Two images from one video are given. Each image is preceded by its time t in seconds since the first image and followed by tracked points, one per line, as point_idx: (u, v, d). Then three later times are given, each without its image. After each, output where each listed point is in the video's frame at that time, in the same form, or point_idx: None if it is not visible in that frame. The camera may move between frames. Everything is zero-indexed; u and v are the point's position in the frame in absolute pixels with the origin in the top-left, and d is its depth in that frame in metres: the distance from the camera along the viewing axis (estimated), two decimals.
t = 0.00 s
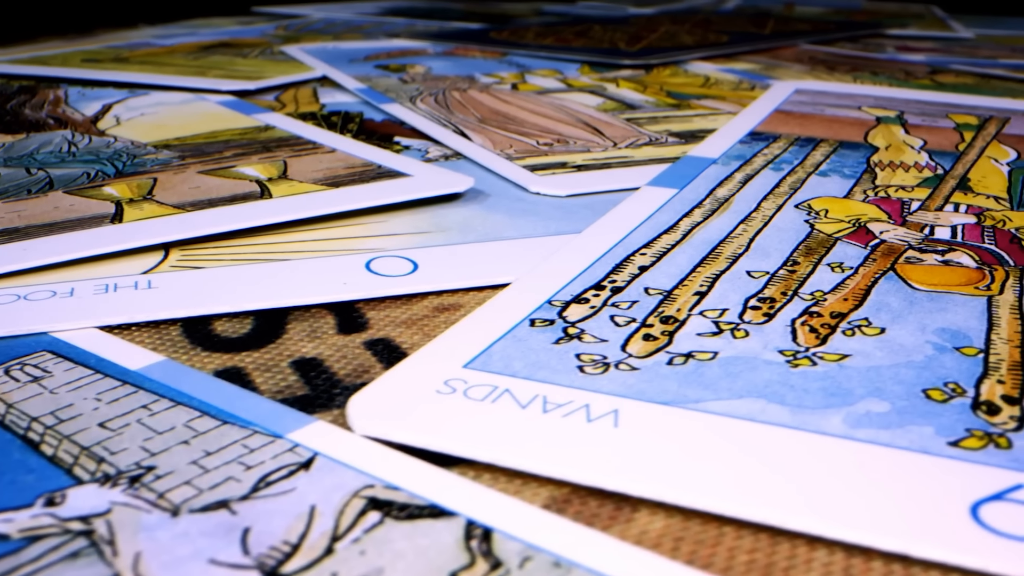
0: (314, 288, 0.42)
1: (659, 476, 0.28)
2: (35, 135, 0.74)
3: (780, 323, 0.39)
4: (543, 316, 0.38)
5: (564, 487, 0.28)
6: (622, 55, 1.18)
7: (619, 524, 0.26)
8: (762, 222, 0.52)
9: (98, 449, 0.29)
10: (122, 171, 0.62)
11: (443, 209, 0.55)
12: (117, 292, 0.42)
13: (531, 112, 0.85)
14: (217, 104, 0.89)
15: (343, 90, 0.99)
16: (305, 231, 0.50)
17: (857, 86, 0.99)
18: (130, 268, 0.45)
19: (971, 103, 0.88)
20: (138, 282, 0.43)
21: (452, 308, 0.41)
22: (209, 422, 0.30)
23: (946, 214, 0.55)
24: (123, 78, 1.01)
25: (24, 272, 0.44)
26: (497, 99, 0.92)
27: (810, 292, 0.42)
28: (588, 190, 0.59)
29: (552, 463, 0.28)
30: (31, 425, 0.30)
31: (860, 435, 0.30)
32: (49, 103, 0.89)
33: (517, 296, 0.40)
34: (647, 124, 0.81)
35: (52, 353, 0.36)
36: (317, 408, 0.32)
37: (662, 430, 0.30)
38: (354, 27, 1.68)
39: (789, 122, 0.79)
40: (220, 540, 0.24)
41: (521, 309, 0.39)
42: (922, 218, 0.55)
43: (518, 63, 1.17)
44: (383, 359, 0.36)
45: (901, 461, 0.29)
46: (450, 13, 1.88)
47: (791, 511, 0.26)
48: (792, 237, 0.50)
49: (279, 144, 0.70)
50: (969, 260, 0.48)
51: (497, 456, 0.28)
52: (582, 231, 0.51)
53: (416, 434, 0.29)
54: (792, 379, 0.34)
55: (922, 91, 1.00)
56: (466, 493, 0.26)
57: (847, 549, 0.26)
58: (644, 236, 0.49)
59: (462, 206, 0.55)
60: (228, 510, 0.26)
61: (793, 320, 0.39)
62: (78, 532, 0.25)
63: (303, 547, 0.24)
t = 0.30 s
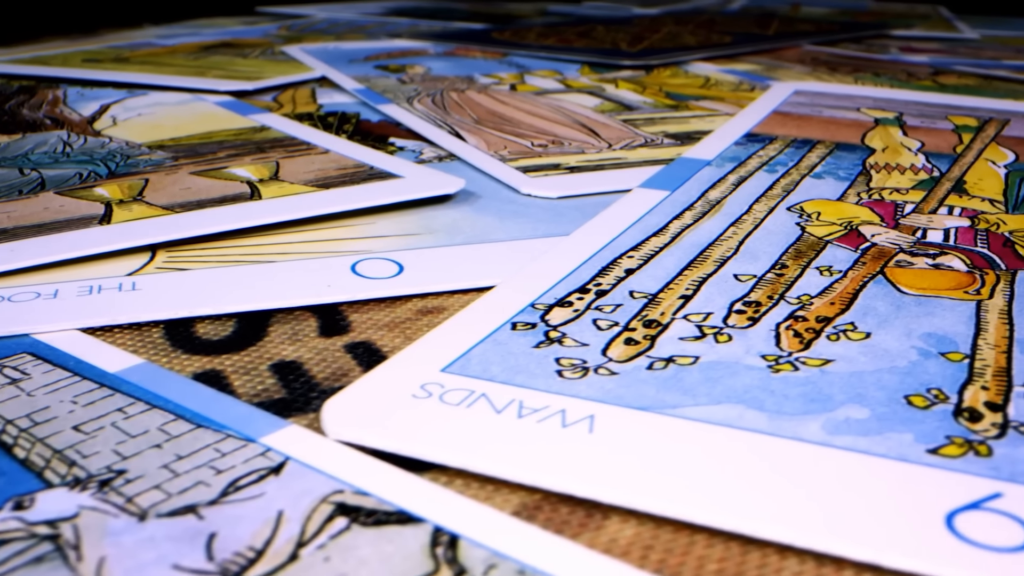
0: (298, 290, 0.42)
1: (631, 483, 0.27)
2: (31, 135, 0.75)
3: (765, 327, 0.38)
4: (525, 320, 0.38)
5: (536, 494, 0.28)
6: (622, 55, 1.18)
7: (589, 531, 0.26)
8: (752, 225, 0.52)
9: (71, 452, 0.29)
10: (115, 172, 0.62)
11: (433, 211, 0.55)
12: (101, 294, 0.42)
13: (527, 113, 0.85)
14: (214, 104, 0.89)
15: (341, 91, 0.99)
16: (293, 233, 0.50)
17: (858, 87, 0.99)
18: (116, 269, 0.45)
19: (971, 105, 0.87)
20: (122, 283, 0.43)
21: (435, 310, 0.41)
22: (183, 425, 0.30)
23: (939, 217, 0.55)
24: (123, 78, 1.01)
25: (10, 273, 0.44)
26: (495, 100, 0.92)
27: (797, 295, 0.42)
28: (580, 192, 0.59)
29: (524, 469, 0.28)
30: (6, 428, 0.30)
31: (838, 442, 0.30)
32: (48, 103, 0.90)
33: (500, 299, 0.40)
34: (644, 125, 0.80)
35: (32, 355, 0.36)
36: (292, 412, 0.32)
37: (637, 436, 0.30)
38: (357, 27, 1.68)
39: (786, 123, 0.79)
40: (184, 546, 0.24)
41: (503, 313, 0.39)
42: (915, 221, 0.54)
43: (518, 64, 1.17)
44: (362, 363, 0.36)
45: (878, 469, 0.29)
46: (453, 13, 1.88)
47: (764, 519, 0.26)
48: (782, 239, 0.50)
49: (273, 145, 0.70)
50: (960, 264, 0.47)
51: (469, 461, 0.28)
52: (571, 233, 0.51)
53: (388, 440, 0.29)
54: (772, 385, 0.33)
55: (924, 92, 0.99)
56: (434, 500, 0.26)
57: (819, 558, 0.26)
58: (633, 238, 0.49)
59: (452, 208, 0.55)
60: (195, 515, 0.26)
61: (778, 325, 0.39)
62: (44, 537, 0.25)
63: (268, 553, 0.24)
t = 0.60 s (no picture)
0: (279, 293, 0.42)
1: (599, 491, 0.27)
2: (27, 135, 0.75)
3: (746, 332, 0.38)
4: (505, 324, 0.38)
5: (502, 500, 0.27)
6: (623, 56, 1.17)
7: (553, 541, 0.26)
8: (742, 227, 0.52)
9: (38, 456, 0.29)
10: (106, 173, 0.62)
11: (421, 213, 0.55)
12: (82, 296, 0.42)
13: (523, 114, 0.85)
14: (211, 104, 0.89)
15: (339, 91, 0.99)
16: (279, 235, 0.50)
17: (858, 88, 0.98)
18: (99, 270, 0.45)
19: (971, 107, 0.87)
20: (104, 285, 0.43)
21: (416, 314, 0.40)
22: (153, 429, 0.30)
23: (932, 220, 0.54)
24: (122, 78, 1.01)
25: None
26: (492, 100, 0.92)
27: (782, 300, 0.42)
28: (570, 194, 0.58)
29: (492, 476, 0.28)
30: None
31: (812, 450, 0.29)
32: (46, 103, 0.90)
33: (481, 303, 0.40)
34: (640, 127, 0.80)
35: (9, 357, 0.36)
36: (264, 416, 0.31)
37: (607, 443, 0.29)
38: (360, 27, 1.68)
39: (783, 125, 0.78)
40: (144, 552, 0.24)
41: (483, 316, 0.39)
42: (907, 224, 0.54)
43: (518, 64, 1.16)
44: (338, 367, 0.36)
45: (851, 478, 0.28)
46: (457, 13, 1.88)
47: (731, 529, 0.26)
48: (770, 243, 0.49)
49: (266, 146, 0.70)
50: (949, 268, 0.47)
51: (437, 468, 0.28)
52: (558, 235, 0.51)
53: (357, 445, 0.29)
54: (749, 391, 0.33)
55: (925, 94, 0.98)
56: (398, 507, 0.26)
57: (786, 568, 0.25)
58: (620, 241, 0.49)
59: (441, 210, 0.55)
60: (157, 520, 0.25)
61: (760, 329, 0.38)
62: (5, 542, 0.25)
63: (227, 560, 0.24)
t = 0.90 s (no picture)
0: (263, 295, 0.42)
1: (570, 498, 0.27)
2: (24, 135, 0.75)
3: (730, 336, 0.38)
4: (487, 327, 0.38)
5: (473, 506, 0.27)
6: (623, 57, 1.17)
7: (522, 548, 0.26)
8: (732, 230, 0.51)
9: (12, 459, 0.29)
10: (99, 173, 0.62)
11: (411, 214, 0.54)
12: (67, 297, 0.42)
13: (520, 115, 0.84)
14: (209, 105, 0.89)
15: (337, 92, 0.99)
16: (267, 236, 0.50)
17: (859, 90, 0.97)
18: (86, 272, 0.45)
19: (972, 108, 0.86)
20: (89, 286, 0.43)
21: (399, 316, 0.40)
22: (128, 432, 0.30)
23: (925, 223, 0.54)
24: (122, 78, 1.01)
25: None
26: (490, 101, 0.91)
27: (768, 303, 0.42)
28: (562, 195, 0.58)
29: (464, 482, 0.27)
30: None
31: (789, 457, 0.29)
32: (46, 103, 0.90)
33: (464, 305, 0.40)
34: (636, 128, 0.80)
35: None
36: (240, 419, 0.31)
37: (582, 449, 0.29)
38: (362, 27, 1.68)
39: (780, 126, 0.78)
40: (110, 557, 0.24)
41: (465, 319, 0.38)
42: (900, 227, 0.53)
43: (519, 65, 1.16)
44: (318, 370, 0.36)
45: (827, 485, 0.28)
46: (460, 13, 1.88)
47: (701, 537, 0.26)
48: (760, 246, 0.49)
49: (260, 147, 0.70)
50: (940, 271, 0.47)
51: (408, 473, 0.28)
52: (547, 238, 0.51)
53: (330, 449, 0.29)
54: (729, 396, 0.33)
55: (927, 95, 0.98)
56: (367, 514, 0.26)
57: None
58: (608, 243, 0.49)
59: (431, 212, 0.55)
60: (125, 524, 0.25)
61: (743, 333, 0.38)
62: None
63: (192, 565, 0.24)
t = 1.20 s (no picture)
0: (247, 297, 0.42)
1: (540, 505, 0.27)
2: (20, 135, 0.75)
3: (713, 340, 0.38)
4: (468, 330, 0.38)
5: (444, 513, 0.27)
6: (624, 58, 1.17)
7: (489, 556, 0.26)
8: (722, 233, 0.51)
9: None
10: (92, 173, 0.62)
11: (401, 216, 0.54)
12: (51, 298, 0.42)
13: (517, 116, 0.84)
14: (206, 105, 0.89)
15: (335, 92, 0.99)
16: (255, 238, 0.50)
17: (859, 91, 0.97)
18: (72, 273, 0.45)
19: (973, 110, 0.85)
20: (75, 287, 0.43)
21: (382, 319, 0.40)
22: (102, 436, 0.30)
23: (918, 226, 0.54)
24: (122, 78, 1.02)
25: None
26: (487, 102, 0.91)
27: (754, 307, 0.41)
28: (553, 197, 0.58)
29: (434, 488, 0.27)
30: None
31: (765, 464, 0.29)
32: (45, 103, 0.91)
33: (447, 308, 0.40)
34: (633, 129, 0.79)
35: None
36: (216, 423, 0.31)
37: (556, 455, 0.29)
38: (365, 28, 1.68)
39: (777, 128, 0.78)
40: (74, 562, 0.24)
41: (447, 322, 0.38)
42: (892, 230, 0.53)
43: (519, 66, 1.16)
44: (297, 373, 0.35)
45: (802, 493, 0.28)
46: (463, 13, 1.87)
47: (671, 546, 0.25)
48: (750, 248, 0.49)
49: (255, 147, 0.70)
50: (930, 275, 0.46)
51: (379, 479, 0.28)
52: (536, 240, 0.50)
53: (302, 454, 0.28)
54: (708, 402, 0.33)
55: (928, 97, 0.97)
56: (335, 520, 0.26)
57: None
58: (596, 246, 0.48)
59: (421, 213, 0.55)
60: (92, 529, 0.25)
61: (727, 337, 0.38)
62: None
63: (156, 570, 0.24)
